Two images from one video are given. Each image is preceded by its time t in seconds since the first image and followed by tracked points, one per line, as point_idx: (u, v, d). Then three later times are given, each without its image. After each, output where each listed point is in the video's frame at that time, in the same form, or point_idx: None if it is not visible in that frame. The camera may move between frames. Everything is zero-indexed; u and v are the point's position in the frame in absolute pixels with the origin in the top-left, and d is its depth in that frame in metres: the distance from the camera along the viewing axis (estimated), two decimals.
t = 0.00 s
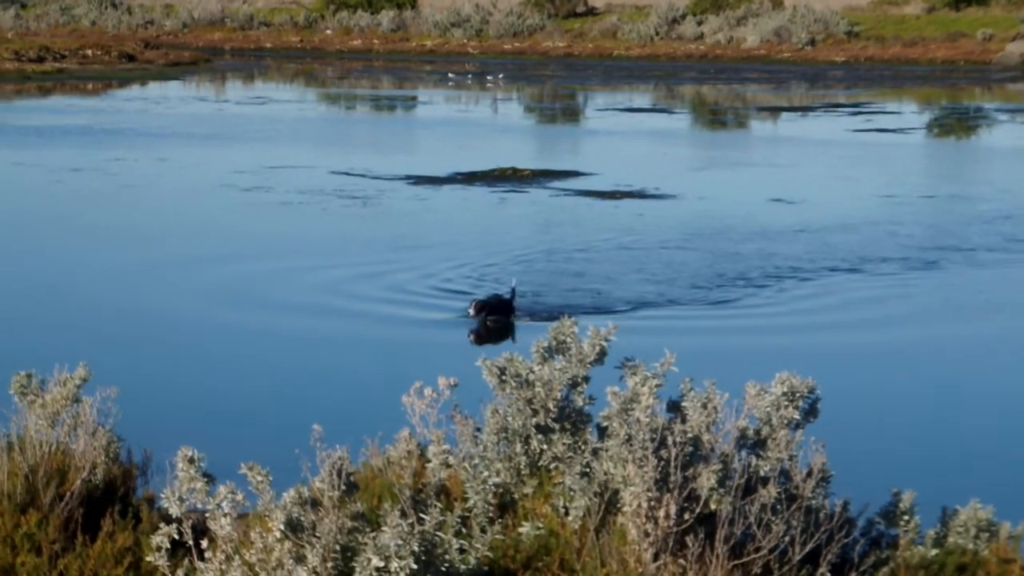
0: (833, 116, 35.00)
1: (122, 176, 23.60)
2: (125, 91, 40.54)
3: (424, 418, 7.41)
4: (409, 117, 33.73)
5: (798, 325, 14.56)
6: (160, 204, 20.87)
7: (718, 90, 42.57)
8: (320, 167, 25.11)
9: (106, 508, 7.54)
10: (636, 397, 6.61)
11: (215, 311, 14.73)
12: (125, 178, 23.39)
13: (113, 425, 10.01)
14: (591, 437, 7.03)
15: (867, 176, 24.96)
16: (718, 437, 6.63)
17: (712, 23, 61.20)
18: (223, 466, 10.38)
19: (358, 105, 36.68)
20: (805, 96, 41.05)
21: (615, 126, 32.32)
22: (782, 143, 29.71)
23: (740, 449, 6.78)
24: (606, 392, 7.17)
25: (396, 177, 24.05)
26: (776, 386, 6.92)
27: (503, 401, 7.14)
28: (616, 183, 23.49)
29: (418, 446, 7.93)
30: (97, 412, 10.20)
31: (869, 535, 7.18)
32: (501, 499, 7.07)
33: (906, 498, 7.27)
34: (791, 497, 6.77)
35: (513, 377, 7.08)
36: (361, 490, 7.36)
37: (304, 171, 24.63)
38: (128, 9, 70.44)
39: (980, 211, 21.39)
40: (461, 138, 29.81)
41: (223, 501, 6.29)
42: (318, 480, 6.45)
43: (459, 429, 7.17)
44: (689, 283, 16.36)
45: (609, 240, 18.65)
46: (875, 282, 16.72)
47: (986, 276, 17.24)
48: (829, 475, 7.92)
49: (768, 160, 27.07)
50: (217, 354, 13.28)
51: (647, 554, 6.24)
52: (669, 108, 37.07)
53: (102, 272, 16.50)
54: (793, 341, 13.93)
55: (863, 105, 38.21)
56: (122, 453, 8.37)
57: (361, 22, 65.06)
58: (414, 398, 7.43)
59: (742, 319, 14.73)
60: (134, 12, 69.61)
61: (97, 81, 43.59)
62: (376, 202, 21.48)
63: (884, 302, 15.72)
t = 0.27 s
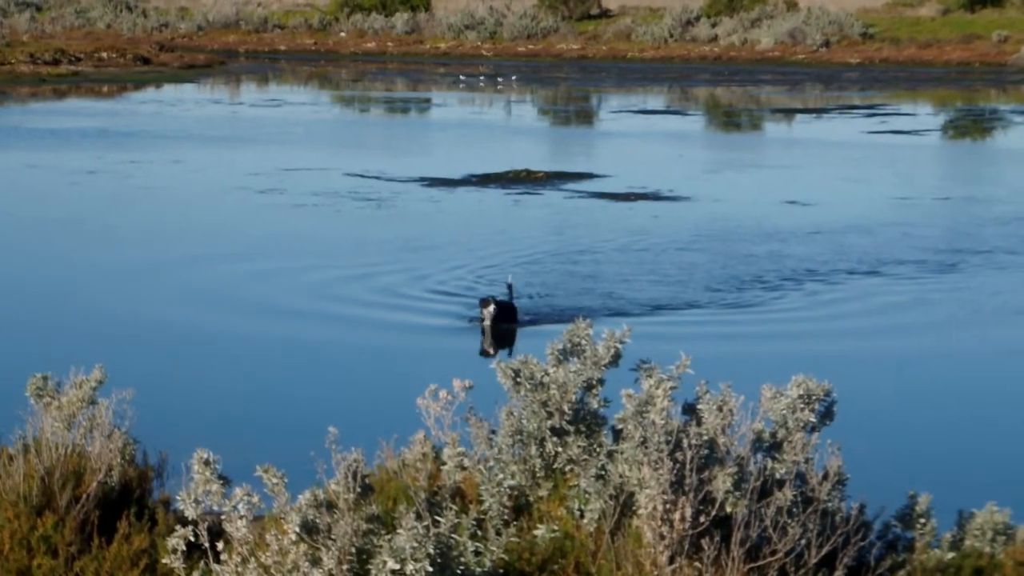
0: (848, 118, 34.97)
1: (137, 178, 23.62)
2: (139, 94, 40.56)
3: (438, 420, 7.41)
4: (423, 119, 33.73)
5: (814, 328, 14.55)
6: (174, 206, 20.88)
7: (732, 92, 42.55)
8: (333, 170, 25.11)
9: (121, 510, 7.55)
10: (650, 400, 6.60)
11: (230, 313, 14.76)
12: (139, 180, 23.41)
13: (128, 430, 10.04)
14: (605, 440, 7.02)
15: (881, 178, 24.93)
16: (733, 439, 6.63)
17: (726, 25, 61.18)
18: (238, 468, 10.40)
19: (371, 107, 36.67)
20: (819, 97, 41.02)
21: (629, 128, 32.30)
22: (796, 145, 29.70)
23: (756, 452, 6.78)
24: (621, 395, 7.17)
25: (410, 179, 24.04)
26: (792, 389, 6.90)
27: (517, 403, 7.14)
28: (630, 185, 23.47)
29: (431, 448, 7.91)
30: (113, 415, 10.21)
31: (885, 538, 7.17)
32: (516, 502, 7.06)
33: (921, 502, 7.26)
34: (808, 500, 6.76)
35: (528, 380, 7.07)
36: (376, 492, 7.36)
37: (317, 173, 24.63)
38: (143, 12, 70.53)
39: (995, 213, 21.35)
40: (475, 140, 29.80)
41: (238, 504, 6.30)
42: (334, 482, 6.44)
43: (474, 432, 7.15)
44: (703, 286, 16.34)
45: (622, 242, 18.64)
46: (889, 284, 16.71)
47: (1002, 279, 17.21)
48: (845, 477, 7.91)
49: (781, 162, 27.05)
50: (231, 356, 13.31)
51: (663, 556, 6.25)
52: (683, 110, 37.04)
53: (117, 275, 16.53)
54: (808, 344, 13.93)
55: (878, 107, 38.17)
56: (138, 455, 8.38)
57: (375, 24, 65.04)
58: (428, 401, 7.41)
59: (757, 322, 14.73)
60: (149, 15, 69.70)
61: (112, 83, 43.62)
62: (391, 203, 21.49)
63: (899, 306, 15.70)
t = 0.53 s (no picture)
0: (863, 121, 34.95)
1: (152, 180, 23.65)
2: (154, 95, 40.64)
3: (453, 422, 7.41)
4: (438, 121, 33.77)
5: (829, 332, 14.55)
6: (189, 208, 20.91)
7: (747, 94, 42.55)
8: (348, 172, 25.14)
9: (136, 511, 7.56)
10: (665, 403, 6.60)
11: (244, 314, 14.79)
12: (153, 182, 23.44)
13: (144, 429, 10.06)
14: (619, 442, 7.00)
15: (896, 181, 24.92)
16: (747, 442, 6.62)
17: (741, 27, 61.19)
18: (253, 469, 10.42)
19: (386, 109, 36.72)
20: (834, 100, 41.01)
21: (643, 130, 32.33)
22: (810, 147, 29.71)
23: (770, 455, 6.77)
24: (636, 398, 7.16)
25: (424, 181, 24.07)
26: (806, 392, 6.89)
27: (532, 405, 7.12)
28: (644, 188, 23.48)
29: (446, 450, 7.91)
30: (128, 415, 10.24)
31: (900, 541, 7.17)
32: (530, 504, 7.05)
33: (937, 505, 7.24)
34: (821, 503, 6.75)
35: (543, 382, 7.06)
36: (391, 493, 7.36)
37: (332, 175, 24.66)
38: (158, 14, 70.67)
39: (1010, 216, 21.34)
40: (490, 142, 29.84)
41: (253, 505, 6.30)
42: (348, 484, 6.44)
43: (488, 434, 7.14)
44: (719, 289, 16.33)
45: (637, 245, 18.64)
46: (905, 288, 16.69)
47: (1018, 283, 17.19)
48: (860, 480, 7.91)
49: (796, 165, 27.06)
50: (245, 357, 13.34)
51: (676, 559, 6.24)
52: (698, 112, 37.06)
53: (132, 275, 16.57)
54: (822, 347, 13.93)
55: (893, 110, 38.17)
56: (154, 455, 8.39)
57: (390, 26, 65.14)
58: (443, 402, 7.40)
59: (772, 326, 14.73)
60: (164, 16, 69.82)
61: (127, 85, 43.71)
62: (406, 206, 21.51)
63: (915, 309, 15.69)
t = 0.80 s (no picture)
0: (875, 122, 34.89)
1: (163, 181, 23.66)
2: (165, 97, 40.66)
3: (465, 423, 7.40)
4: (449, 123, 33.76)
5: (841, 333, 14.56)
6: (200, 209, 20.92)
7: (759, 96, 42.52)
8: (359, 173, 25.14)
9: (148, 513, 7.56)
10: (677, 404, 6.60)
11: (255, 315, 14.83)
12: (165, 184, 23.45)
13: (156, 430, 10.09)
14: (632, 444, 7.00)
15: (908, 182, 24.90)
16: (760, 443, 6.62)
17: (753, 29, 61.15)
18: (265, 470, 10.45)
19: (397, 111, 36.72)
20: (846, 101, 40.98)
21: (655, 132, 32.31)
22: (821, 149, 29.71)
23: (782, 456, 6.77)
24: (647, 400, 7.16)
25: (435, 183, 24.07)
26: (818, 393, 6.88)
27: (544, 407, 7.12)
28: (655, 189, 23.47)
29: (458, 451, 7.91)
30: (141, 417, 10.25)
31: (912, 542, 7.16)
32: (542, 505, 7.05)
33: (949, 506, 7.23)
34: (834, 504, 6.75)
35: (555, 383, 7.06)
36: (403, 494, 7.36)
37: (343, 177, 24.66)
38: (169, 16, 70.70)
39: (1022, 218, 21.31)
40: (502, 144, 29.81)
41: (265, 506, 6.31)
42: (360, 485, 6.44)
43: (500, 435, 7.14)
44: (731, 291, 16.32)
45: (649, 247, 18.62)
46: (917, 290, 16.66)
47: None
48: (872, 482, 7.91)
49: (808, 166, 27.03)
50: (255, 358, 13.38)
51: (688, 560, 6.24)
52: (709, 114, 37.04)
53: (141, 277, 16.61)
54: (835, 349, 13.93)
55: (904, 112, 38.13)
56: (165, 456, 8.41)
57: (401, 28, 65.13)
58: (455, 404, 7.40)
59: (786, 328, 14.72)
60: (175, 18, 69.84)
61: (139, 86, 43.73)
62: (417, 207, 21.52)
63: (927, 311, 15.67)
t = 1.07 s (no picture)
0: (886, 124, 34.84)
1: (174, 183, 23.67)
2: (177, 98, 40.71)
3: (475, 424, 7.40)
4: (460, 124, 33.79)
5: (851, 334, 14.56)
6: (210, 211, 20.94)
7: (770, 97, 42.50)
8: (370, 175, 25.16)
9: (160, 513, 7.56)
10: (688, 405, 6.60)
11: (263, 315, 14.85)
12: (176, 185, 23.47)
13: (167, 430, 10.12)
14: (643, 444, 7.01)
15: (919, 183, 24.90)
16: (771, 444, 6.62)
17: (764, 30, 61.10)
18: (275, 470, 10.46)
19: (408, 112, 36.74)
20: (858, 103, 40.94)
21: (666, 133, 32.32)
22: (832, 150, 29.68)
23: (794, 456, 6.77)
24: (658, 401, 7.17)
25: (446, 184, 24.09)
26: (829, 394, 6.89)
27: (555, 408, 7.12)
28: (666, 190, 23.48)
29: (469, 452, 7.91)
30: (153, 418, 10.27)
31: (923, 543, 7.16)
32: (554, 505, 7.05)
33: (961, 506, 7.22)
34: (845, 505, 6.75)
35: (566, 383, 7.07)
36: (414, 495, 7.35)
37: (354, 178, 24.68)
38: (180, 17, 70.78)
39: None
40: (513, 145, 29.84)
41: (277, 507, 6.31)
42: (371, 485, 6.43)
43: (511, 436, 7.13)
44: (743, 292, 16.31)
45: (660, 248, 18.62)
46: (929, 291, 16.66)
47: None
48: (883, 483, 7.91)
49: (819, 167, 27.04)
50: (264, 359, 13.41)
51: (699, 560, 6.24)
52: (720, 115, 37.04)
53: (150, 277, 16.65)
54: (845, 350, 13.94)
55: (916, 112, 38.13)
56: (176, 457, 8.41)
57: (413, 29, 65.15)
58: (466, 404, 7.40)
59: (796, 329, 14.73)
60: (186, 20, 69.91)
61: (150, 88, 43.77)
62: (428, 208, 21.53)
63: (939, 312, 15.66)
